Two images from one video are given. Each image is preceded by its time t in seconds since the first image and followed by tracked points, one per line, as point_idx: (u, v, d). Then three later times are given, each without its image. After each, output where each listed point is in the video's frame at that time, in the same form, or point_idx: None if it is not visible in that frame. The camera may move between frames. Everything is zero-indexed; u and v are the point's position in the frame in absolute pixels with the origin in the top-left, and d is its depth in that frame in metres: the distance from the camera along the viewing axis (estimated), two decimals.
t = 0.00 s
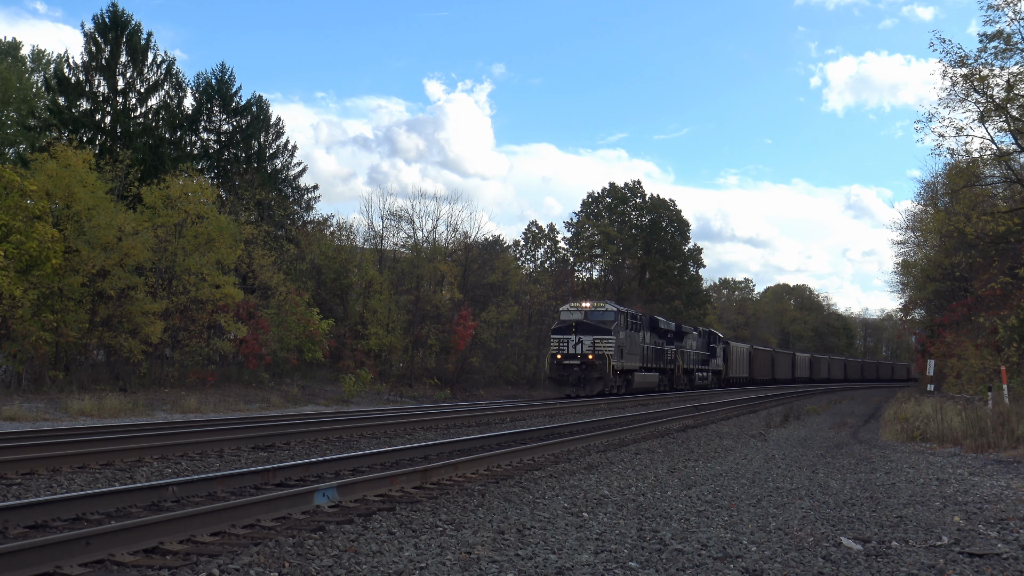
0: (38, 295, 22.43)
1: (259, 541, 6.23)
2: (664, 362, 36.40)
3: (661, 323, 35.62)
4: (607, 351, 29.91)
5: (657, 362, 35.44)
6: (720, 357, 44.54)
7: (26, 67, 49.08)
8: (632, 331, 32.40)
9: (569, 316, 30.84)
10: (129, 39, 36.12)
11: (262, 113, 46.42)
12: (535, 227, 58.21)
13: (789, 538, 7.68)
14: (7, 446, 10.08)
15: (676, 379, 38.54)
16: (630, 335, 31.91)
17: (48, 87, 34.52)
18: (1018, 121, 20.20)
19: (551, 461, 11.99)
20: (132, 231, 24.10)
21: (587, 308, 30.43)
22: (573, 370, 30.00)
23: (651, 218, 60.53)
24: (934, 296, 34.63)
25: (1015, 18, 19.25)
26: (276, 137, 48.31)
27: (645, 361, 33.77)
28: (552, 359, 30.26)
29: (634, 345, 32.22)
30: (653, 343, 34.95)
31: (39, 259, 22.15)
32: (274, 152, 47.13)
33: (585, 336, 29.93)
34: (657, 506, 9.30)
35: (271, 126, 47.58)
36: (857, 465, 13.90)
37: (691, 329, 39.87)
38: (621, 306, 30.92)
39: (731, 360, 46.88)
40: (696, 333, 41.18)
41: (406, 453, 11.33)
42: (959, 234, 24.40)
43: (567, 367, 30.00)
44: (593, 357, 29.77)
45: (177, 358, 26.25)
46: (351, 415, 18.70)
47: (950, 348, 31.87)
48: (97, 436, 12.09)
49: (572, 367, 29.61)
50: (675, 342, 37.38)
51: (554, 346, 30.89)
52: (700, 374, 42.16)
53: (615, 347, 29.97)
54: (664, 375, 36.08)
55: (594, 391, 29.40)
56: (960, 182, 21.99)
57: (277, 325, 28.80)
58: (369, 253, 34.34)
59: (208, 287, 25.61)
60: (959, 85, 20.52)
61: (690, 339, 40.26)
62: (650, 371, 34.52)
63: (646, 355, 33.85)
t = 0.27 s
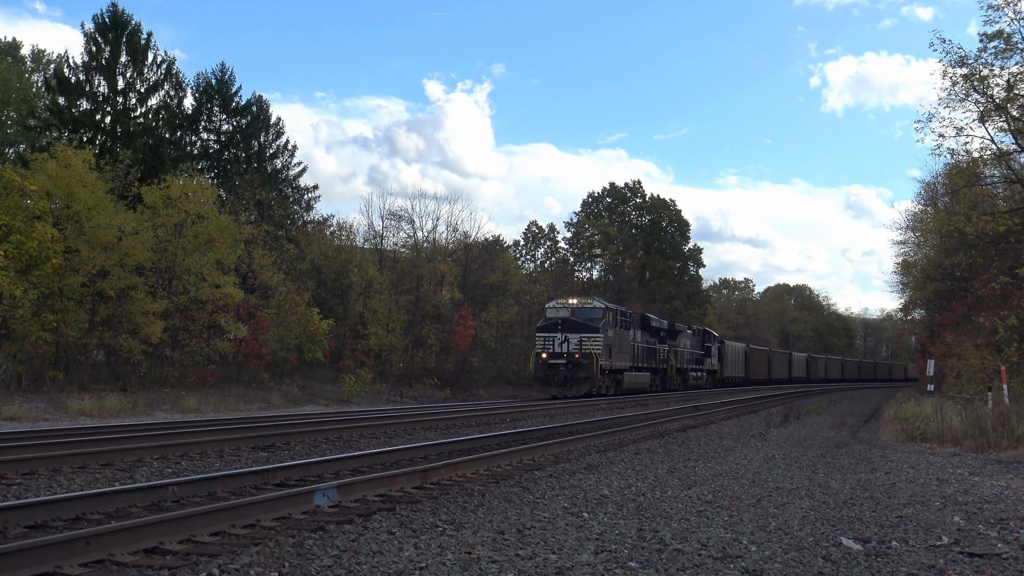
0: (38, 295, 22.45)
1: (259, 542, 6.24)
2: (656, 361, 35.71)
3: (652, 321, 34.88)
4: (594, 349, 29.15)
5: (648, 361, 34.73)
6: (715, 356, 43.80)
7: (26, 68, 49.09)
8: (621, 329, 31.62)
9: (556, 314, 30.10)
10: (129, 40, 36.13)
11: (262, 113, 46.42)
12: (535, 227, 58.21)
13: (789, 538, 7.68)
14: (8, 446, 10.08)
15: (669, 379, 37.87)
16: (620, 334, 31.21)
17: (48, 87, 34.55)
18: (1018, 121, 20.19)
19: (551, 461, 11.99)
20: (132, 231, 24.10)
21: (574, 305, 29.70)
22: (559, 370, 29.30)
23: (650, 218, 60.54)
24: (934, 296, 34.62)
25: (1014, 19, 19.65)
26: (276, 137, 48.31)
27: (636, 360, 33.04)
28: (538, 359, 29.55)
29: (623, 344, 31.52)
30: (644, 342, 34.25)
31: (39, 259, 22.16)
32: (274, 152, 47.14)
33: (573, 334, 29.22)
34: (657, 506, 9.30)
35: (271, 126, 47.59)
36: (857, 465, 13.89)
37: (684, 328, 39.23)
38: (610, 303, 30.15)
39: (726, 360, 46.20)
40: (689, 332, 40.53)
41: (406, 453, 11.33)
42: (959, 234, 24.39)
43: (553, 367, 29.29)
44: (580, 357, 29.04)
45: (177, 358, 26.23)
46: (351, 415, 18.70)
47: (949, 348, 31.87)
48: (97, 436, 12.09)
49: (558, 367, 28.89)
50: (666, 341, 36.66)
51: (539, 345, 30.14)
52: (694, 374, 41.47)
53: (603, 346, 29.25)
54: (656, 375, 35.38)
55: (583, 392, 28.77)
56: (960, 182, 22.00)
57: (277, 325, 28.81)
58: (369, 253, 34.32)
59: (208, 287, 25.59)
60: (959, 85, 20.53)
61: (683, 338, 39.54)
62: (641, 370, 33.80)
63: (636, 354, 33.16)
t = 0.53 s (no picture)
0: (38, 295, 22.46)
1: (259, 542, 6.23)
2: (647, 360, 34.91)
3: (642, 319, 34.05)
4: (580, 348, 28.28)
5: (638, 360, 33.92)
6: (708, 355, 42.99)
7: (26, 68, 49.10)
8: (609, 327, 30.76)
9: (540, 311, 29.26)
10: (129, 40, 36.14)
11: (262, 113, 46.44)
12: (535, 227, 58.31)
13: (789, 538, 7.68)
14: (8, 445, 10.08)
15: (661, 378, 37.07)
16: (607, 332, 30.33)
17: (48, 87, 34.58)
18: (1018, 121, 20.20)
19: (551, 461, 11.99)
20: (132, 231, 24.09)
21: (560, 302, 28.82)
22: (543, 369, 28.43)
23: (650, 218, 60.55)
24: (934, 296, 34.61)
25: (1015, 18, 19.55)
26: (276, 137, 48.32)
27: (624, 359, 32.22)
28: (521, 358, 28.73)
29: (611, 342, 30.66)
30: (633, 341, 33.43)
31: (39, 259, 22.17)
32: (274, 152, 47.15)
33: (558, 332, 28.33)
34: (657, 507, 9.30)
35: (271, 126, 47.60)
36: (857, 465, 13.90)
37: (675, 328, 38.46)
38: (596, 299, 29.31)
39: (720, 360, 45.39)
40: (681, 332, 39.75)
41: (406, 453, 11.33)
42: (959, 234, 24.40)
43: (537, 366, 28.42)
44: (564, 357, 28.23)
45: (177, 358, 26.24)
46: (351, 415, 18.70)
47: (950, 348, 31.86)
48: (97, 436, 12.09)
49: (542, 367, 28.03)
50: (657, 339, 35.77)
51: (523, 343, 29.22)
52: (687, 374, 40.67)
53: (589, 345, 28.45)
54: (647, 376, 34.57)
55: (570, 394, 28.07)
56: (960, 182, 21.99)
57: (277, 325, 28.62)
58: (369, 253, 34.32)
59: (208, 287, 25.59)
60: (959, 85, 20.52)
61: (675, 337, 38.71)
62: (630, 370, 32.98)
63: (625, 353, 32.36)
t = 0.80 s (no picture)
0: (38, 295, 22.46)
1: (259, 542, 6.23)
2: (638, 359, 33.40)
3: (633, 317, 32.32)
4: (565, 347, 26.50)
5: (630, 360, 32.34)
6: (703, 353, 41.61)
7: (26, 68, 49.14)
8: (597, 324, 29.11)
9: (524, 308, 27.54)
10: (129, 39, 36.14)
11: (262, 112, 46.48)
12: (535, 228, 58.40)
13: (789, 538, 7.69)
14: (7, 446, 10.08)
15: (653, 378, 35.62)
16: (595, 329, 28.63)
17: (48, 87, 34.64)
18: (1018, 122, 20.19)
19: (551, 461, 12.00)
20: (132, 231, 24.07)
21: (544, 298, 27.05)
22: (526, 370, 26.72)
23: (650, 218, 60.57)
24: (934, 296, 34.61)
25: (1015, 18, 19.64)
26: (276, 137, 48.34)
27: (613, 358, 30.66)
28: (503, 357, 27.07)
29: (599, 340, 29.01)
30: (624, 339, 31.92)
31: (39, 259, 22.17)
32: (274, 152, 47.16)
33: (542, 330, 26.59)
34: (657, 507, 9.30)
35: (271, 126, 47.62)
36: (857, 465, 13.90)
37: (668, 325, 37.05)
38: (583, 295, 27.57)
39: (713, 359, 44.31)
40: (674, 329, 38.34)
41: (405, 453, 11.32)
42: (959, 235, 24.40)
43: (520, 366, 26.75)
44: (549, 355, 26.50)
45: (177, 358, 26.25)
46: (351, 415, 18.69)
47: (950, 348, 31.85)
48: (97, 436, 12.09)
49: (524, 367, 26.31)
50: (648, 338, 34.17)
51: (505, 342, 27.47)
52: (679, 373, 39.25)
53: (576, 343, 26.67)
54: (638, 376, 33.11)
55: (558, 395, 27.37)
56: (960, 182, 21.99)
57: (277, 325, 28.52)
58: (369, 253, 34.30)
59: (207, 287, 25.59)
60: (959, 85, 20.52)
61: (668, 335, 37.19)
62: (620, 369, 31.44)
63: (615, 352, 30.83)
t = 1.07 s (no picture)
0: (38, 295, 22.46)
1: (259, 542, 6.23)
2: (628, 358, 32.41)
3: (622, 314, 31.35)
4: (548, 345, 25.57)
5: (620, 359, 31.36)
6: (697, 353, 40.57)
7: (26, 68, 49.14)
8: (584, 322, 28.14)
9: (506, 305, 26.65)
10: (129, 39, 36.13)
11: (262, 112, 46.51)
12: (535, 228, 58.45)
13: (789, 538, 7.68)
14: (7, 446, 10.07)
15: (644, 378, 34.64)
16: (581, 326, 27.67)
17: (48, 87, 34.68)
18: (1018, 122, 20.18)
19: (551, 461, 12.00)
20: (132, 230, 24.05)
21: (527, 294, 26.16)
22: (508, 369, 25.89)
23: (650, 218, 60.58)
24: (934, 296, 34.60)
25: (1014, 18, 19.66)
26: (276, 137, 48.34)
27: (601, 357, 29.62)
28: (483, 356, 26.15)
29: (586, 338, 28.05)
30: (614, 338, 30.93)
31: (39, 259, 22.17)
32: (274, 152, 47.17)
33: (524, 327, 25.69)
34: (657, 507, 9.29)
35: (271, 126, 47.64)
36: (857, 465, 13.90)
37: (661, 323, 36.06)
38: (568, 291, 26.63)
39: (707, 358, 43.40)
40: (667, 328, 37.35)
41: (405, 453, 11.32)
42: (959, 235, 24.41)
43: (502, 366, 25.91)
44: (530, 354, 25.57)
45: (177, 358, 26.25)
46: (351, 415, 18.69)
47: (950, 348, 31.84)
48: (97, 436, 12.09)
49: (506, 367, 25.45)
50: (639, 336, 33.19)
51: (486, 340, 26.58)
52: (673, 373, 38.21)
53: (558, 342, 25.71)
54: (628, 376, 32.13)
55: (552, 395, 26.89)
56: (960, 182, 21.99)
57: (277, 324, 28.49)
58: (369, 253, 34.28)
59: (208, 287, 25.59)
60: (959, 85, 20.52)
61: (661, 333, 36.22)
62: (609, 369, 30.45)
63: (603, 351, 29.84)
